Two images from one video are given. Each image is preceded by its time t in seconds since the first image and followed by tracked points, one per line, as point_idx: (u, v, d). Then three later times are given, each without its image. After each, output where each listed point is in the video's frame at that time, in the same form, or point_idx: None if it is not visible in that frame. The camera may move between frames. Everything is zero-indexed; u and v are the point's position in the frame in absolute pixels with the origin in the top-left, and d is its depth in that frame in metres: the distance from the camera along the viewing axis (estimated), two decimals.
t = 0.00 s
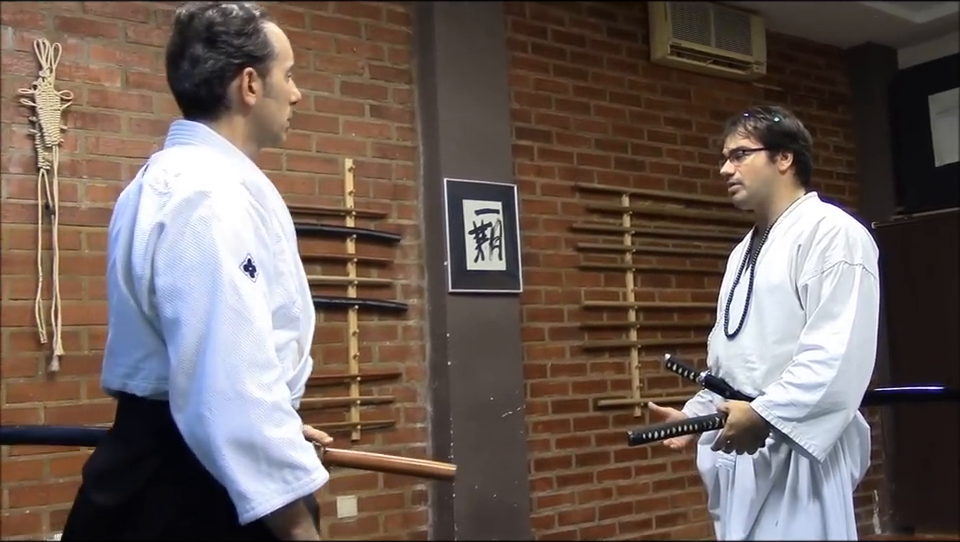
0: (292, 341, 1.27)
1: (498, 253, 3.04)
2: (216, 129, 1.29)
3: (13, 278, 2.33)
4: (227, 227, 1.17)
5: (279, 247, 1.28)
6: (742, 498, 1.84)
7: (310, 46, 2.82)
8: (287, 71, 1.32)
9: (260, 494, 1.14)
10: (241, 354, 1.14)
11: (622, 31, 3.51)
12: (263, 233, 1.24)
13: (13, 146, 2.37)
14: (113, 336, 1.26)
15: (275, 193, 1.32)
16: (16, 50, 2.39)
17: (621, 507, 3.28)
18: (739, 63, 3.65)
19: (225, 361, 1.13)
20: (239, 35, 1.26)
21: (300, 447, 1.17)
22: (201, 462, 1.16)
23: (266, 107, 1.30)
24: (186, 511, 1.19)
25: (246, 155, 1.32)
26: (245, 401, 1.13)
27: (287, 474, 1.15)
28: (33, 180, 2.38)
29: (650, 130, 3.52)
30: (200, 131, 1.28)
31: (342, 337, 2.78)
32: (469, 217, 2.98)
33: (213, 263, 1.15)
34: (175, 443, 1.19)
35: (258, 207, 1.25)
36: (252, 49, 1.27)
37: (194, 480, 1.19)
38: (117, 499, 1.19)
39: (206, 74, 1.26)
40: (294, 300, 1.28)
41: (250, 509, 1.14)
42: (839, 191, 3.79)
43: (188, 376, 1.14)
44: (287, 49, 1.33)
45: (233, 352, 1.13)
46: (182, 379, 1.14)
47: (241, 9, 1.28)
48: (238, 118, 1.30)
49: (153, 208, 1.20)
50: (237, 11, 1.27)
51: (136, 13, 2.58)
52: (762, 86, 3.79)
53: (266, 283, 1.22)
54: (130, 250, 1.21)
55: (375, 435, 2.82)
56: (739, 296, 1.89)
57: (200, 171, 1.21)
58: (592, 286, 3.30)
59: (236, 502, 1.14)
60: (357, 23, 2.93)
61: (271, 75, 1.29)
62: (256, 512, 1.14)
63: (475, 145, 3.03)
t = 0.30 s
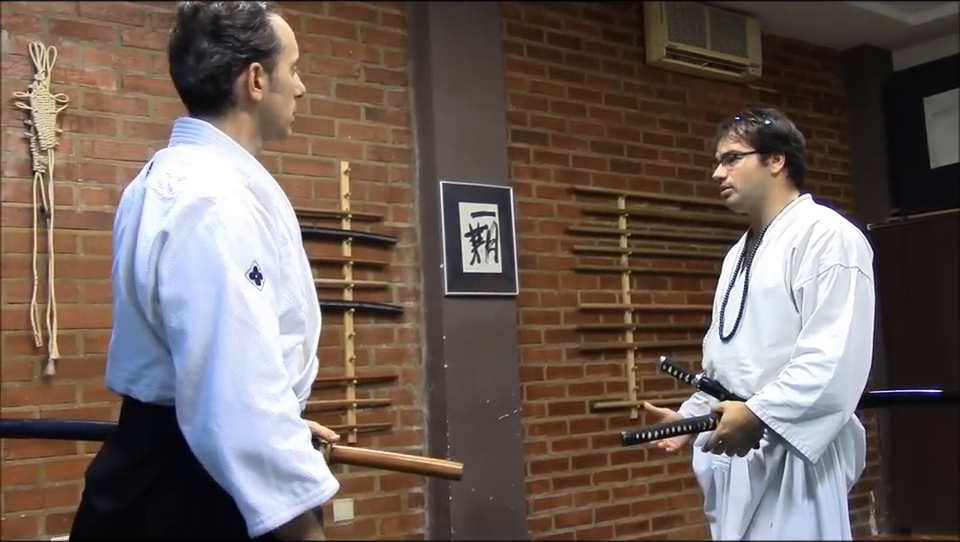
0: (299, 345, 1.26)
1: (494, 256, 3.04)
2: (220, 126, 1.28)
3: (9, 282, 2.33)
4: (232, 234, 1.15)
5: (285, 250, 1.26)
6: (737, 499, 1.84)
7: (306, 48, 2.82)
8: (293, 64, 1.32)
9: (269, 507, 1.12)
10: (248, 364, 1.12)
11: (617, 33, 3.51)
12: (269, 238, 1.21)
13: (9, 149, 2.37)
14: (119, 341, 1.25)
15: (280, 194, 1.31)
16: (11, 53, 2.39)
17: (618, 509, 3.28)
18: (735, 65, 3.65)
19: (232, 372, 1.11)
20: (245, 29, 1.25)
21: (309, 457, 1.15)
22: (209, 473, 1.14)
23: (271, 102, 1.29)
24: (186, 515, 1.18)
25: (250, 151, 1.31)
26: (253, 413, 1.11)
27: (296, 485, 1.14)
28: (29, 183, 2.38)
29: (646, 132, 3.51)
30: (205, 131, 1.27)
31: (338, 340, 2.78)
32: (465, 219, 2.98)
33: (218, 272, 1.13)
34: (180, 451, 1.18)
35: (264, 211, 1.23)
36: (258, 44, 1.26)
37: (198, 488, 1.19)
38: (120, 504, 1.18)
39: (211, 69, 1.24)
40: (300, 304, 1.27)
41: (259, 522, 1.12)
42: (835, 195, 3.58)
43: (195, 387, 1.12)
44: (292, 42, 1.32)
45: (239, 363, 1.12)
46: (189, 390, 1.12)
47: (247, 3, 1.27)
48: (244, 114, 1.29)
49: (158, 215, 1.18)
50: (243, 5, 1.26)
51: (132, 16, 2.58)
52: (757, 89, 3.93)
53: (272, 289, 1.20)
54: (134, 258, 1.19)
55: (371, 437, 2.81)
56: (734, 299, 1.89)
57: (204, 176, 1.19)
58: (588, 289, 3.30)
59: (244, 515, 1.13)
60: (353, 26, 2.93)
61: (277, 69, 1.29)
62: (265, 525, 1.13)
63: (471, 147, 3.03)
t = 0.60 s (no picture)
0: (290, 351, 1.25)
1: (490, 258, 3.04)
2: (207, 128, 1.26)
3: (4, 284, 2.32)
4: (220, 246, 1.13)
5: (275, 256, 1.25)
6: (734, 501, 1.84)
7: (302, 50, 2.83)
8: (282, 60, 1.30)
9: (267, 521, 1.12)
10: (240, 379, 1.10)
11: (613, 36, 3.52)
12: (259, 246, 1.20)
13: (5, 151, 2.37)
14: (105, 350, 1.24)
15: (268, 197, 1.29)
16: (8, 55, 2.39)
17: (613, 511, 3.28)
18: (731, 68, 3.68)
19: (223, 388, 1.10)
20: (234, 27, 1.22)
21: (305, 469, 1.14)
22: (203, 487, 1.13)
23: (262, 99, 1.28)
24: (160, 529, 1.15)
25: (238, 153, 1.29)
26: (246, 429, 1.10)
27: (293, 498, 1.13)
28: (24, 185, 2.38)
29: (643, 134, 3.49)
30: (192, 136, 1.25)
31: (334, 342, 2.78)
32: (462, 222, 2.98)
33: (207, 287, 1.11)
34: (167, 463, 1.16)
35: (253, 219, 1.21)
36: (247, 41, 1.23)
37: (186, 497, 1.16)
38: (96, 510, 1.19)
39: (200, 68, 1.22)
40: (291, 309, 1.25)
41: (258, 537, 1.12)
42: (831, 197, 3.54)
43: (186, 403, 1.11)
44: (282, 38, 1.30)
45: (231, 378, 1.10)
46: (179, 407, 1.11)
47: None
48: (234, 112, 1.27)
49: (142, 228, 1.16)
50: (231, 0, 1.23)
51: (128, 18, 2.58)
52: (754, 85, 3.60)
53: (263, 299, 1.18)
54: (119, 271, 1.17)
55: (367, 440, 2.82)
56: (728, 299, 1.90)
57: (191, 187, 1.17)
58: (584, 291, 3.31)
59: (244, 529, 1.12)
60: (349, 28, 2.93)
61: (267, 66, 1.27)
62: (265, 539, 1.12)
63: (468, 149, 3.03)
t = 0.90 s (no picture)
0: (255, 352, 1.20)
1: (487, 258, 3.04)
2: (168, 133, 1.24)
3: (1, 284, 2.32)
4: (165, 247, 1.09)
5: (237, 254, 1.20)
6: (731, 502, 1.84)
7: (299, 51, 2.83)
8: (247, 66, 1.27)
9: (216, 525, 1.07)
10: (184, 382, 1.06)
11: (610, 37, 3.53)
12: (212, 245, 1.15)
13: (2, 151, 2.37)
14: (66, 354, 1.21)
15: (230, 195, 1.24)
16: (4, 55, 2.39)
17: (610, 511, 3.29)
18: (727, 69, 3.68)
19: (167, 392, 1.06)
20: (198, 31, 1.20)
21: (256, 472, 1.09)
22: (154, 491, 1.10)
23: (224, 106, 1.25)
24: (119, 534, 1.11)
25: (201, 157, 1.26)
26: (191, 433, 1.05)
27: (243, 502, 1.08)
28: (20, 185, 2.37)
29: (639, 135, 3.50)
30: (152, 139, 1.22)
31: (331, 343, 2.78)
32: (458, 223, 2.98)
33: (150, 289, 1.08)
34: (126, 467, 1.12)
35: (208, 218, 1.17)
36: (211, 46, 1.21)
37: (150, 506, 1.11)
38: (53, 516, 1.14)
39: (162, 72, 1.20)
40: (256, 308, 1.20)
41: None
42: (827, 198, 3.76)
43: (132, 408, 1.07)
44: (247, 43, 1.27)
45: (174, 382, 1.06)
46: (126, 411, 1.07)
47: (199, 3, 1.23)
48: (195, 118, 1.24)
49: (92, 231, 1.14)
50: (195, 6, 1.22)
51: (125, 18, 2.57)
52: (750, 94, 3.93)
53: (218, 299, 1.13)
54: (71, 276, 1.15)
55: (364, 440, 2.81)
56: (723, 301, 1.90)
57: (141, 190, 1.14)
58: (580, 292, 3.30)
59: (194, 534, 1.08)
60: (346, 29, 2.93)
61: (231, 72, 1.24)
62: None
63: (464, 150, 3.03)
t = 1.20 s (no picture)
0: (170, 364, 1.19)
1: (485, 260, 3.04)
2: (103, 149, 1.26)
3: None
4: (67, 248, 1.10)
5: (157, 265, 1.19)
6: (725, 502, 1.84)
7: (296, 54, 2.83)
8: (180, 82, 1.29)
9: (70, 530, 1.07)
10: (63, 384, 1.06)
11: (607, 38, 3.52)
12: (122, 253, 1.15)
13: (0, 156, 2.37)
14: None
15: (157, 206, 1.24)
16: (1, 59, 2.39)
17: (610, 513, 3.29)
18: (724, 69, 3.68)
19: (47, 391, 1.06)
20: (126, 48, 1.23)
21: (124, 483, 1.07)
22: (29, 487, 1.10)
23: (155, 121, 1.27)
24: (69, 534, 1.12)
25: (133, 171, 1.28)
26: (59, 434, 1.05)
27: (99, 511, 1.06)
28: (17, 190, 2.37)
29: (637, 136, 3.54)
30: (84, 150, 1.25)
31: (330, 346, 2.78)
32: (456, 225, 2.98)
33: (46, 287, 1.09)
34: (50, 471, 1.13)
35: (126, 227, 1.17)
36: (138, 62, 1.24)
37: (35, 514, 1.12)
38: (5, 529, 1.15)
39: (89, 88, 1.22)
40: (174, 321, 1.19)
41: None
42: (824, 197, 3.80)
43: (20, 403, 1.08)
44: (180, 60, 1.30)
45: (56, 382, 1.06)
46: (18, 405, 1.09)
47: (127, 19, 1.25)
48: (126, 133, 1.27)
49: (11, 229, 1.17)
50: (123, 21, 1.24)
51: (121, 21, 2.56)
52: (745, 93, 3.79)
53: (122, 306, 1.13)
54: None
55: (363, 443, 2.81)
56: (718, 302, 1.90)
57: (62, 192, 1.16)
58: (579, 293, 3.31)
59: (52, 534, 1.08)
60: (343, 31, 2.93)
61: (161, 88, 1.26)
62: None
63: (462, 152, 3.03)
